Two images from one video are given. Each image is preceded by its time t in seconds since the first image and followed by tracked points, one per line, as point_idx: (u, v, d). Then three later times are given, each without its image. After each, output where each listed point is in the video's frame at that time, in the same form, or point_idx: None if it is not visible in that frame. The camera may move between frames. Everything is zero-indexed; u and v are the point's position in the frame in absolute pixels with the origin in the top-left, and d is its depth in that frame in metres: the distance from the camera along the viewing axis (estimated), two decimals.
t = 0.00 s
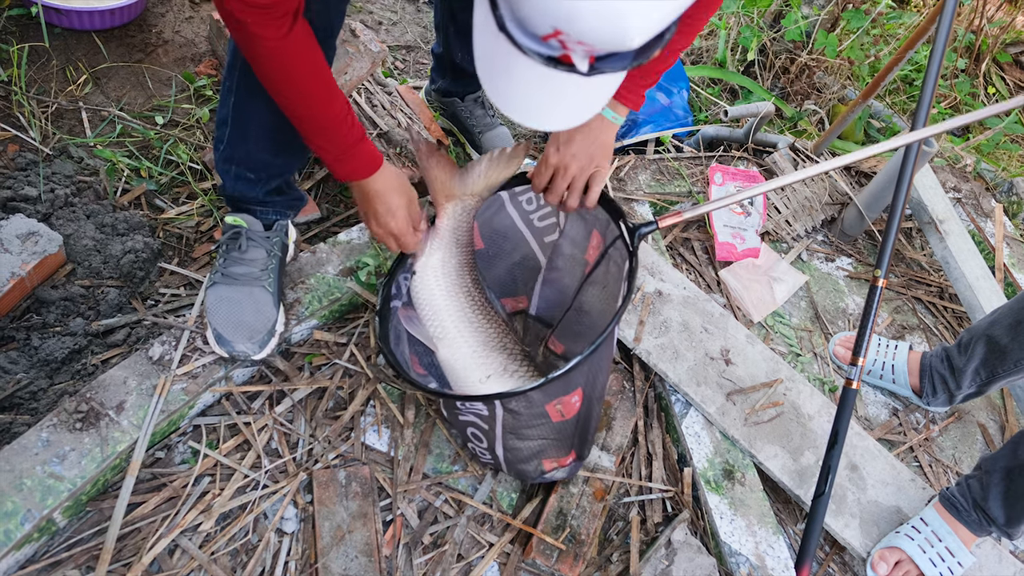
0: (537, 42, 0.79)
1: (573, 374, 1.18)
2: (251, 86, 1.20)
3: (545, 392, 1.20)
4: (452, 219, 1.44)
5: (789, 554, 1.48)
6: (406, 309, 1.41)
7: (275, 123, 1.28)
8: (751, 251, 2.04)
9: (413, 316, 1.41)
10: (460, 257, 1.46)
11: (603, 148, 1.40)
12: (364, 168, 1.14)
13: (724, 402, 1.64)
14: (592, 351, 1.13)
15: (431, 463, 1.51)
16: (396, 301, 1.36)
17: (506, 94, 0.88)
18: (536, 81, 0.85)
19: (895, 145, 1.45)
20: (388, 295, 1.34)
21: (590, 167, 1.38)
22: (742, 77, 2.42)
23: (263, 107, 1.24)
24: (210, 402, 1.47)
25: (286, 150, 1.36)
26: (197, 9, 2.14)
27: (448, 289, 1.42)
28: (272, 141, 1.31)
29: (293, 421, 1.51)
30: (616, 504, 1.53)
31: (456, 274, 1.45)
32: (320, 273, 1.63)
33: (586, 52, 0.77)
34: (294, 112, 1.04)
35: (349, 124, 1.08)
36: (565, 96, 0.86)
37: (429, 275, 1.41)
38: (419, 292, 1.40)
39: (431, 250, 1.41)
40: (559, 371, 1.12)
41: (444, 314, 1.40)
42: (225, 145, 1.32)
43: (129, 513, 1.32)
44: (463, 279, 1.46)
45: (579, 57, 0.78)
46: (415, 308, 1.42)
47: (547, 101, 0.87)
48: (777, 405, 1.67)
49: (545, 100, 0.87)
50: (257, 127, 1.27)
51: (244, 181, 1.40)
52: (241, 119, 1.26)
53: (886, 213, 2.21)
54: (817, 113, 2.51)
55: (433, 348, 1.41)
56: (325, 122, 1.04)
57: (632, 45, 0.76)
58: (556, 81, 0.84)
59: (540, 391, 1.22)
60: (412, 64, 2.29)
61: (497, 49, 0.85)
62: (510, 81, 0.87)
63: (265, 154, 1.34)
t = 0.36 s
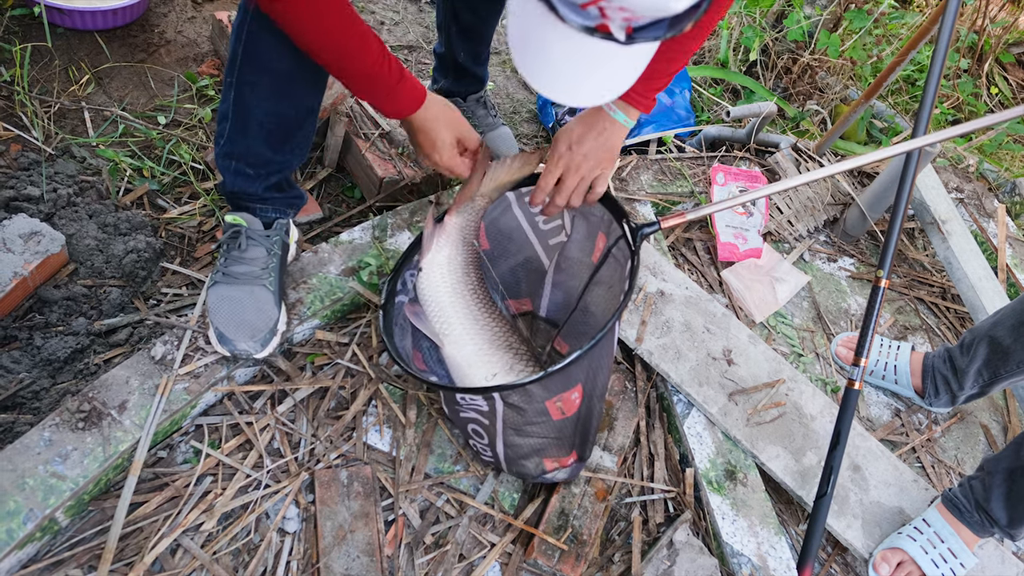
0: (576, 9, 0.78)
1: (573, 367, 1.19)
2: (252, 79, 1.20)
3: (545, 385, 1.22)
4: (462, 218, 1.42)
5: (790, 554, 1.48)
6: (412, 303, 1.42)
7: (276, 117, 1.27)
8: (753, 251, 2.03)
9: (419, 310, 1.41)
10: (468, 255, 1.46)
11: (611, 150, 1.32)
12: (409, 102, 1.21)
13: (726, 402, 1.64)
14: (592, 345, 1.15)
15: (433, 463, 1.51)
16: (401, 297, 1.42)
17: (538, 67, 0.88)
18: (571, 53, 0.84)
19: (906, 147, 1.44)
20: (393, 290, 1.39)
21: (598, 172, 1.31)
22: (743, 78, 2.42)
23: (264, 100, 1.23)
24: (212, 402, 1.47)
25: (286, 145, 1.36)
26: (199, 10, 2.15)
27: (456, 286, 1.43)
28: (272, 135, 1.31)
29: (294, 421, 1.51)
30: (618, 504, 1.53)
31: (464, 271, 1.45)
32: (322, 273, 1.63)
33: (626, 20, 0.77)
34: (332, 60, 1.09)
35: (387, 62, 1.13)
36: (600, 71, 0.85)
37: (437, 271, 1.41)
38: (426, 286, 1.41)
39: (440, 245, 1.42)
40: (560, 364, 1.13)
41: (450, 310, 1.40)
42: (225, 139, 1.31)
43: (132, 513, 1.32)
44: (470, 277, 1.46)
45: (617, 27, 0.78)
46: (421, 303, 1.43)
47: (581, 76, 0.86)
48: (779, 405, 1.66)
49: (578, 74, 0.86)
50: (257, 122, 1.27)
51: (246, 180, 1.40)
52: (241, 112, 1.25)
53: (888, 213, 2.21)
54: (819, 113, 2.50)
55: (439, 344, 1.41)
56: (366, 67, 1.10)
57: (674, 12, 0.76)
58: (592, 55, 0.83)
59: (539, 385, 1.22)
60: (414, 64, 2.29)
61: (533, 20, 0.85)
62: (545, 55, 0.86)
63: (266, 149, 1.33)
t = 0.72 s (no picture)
0: None
1: (576, 373, 1.17)
2: (254, 77, 1.20)
3: (548, 391, 1.20)
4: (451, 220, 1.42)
5: (790, 554, 1.48)
6: (408, 308, 1.41)
7: (277, 115, 1.28)
8: (753, 251, 2.03)
9: (415, 316, 1.41)
10: (461, 259, 1.47)
11: (542, 201, 1.26)
12: (367, 131, 1.11)
13: (725, 402, 1.64)
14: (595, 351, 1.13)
15: (432, 462, 1.51)
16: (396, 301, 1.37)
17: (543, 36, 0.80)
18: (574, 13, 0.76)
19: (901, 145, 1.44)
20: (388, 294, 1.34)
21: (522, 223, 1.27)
22: (744, 77, 2.42)
23: (266, 98, 1.24)
24: (212, 402, 1.47)
25: (287, 142, 1.35)
26: (199, 10, 2.15)
27: (450, 290, 1.43)
28: (274, 133, 1.31)
29: (294, 420, 1.51)
30: (618, 504, 1.53)
31: (458, 275, 1.45)
32: (321, 273, 1.63)
33: None
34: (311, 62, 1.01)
35: (360, 79, 1.06)
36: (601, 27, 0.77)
37: (431, 276, 1.42)
38: (421, 291, 1.41)
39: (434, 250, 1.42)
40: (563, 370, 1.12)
41: (446, 315, 1.41)
42: (225, 139, 1.30)
43: (132, 513, 1.32)
44: (464, 280, 1.46)
45: None
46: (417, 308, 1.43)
47: (583, 35, 0.77)
48: (779, 405, 1.66)
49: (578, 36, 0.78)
50: (259, 121, 1.27)
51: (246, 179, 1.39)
52: (243, 111, 1.25)
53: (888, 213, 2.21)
54: (819, 112, 2.50)
55: (435, 349, 1.41)
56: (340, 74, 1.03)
57: None
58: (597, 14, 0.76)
59: (543, 391, 1.20)
60: (414, 64, 2.29)
61: None
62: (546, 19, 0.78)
63: (267, 147, 1.33)
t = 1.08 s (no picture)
0: None
1: (574, 373, 1.19)
2: (247, 78, 1.20)
3: (546, 390, 1.21)
4: (453, 220, 1.46)
5: (786, 553, 1.49)
6: (406, 307, 1.41)
7: (272, 116, 1.27)
8: (748, 250, 2.04)
9: (412, 315, 1.41)
10: (458, 258, 1.47)
11: (547, 164, 1.27)
12: (378, 170, 1.14)
13: (721, 402, 1.65)
14: (592, 350, 1.14)
15: (429, 463, 1.51)
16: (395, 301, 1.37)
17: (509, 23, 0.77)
18: None
19: (894, 142, 1.46)
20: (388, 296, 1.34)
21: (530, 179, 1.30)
22: (738, 77, 2.43)
23: (260, 98, 1.23)
24: (208, 403, 1.47)
25: (282, 144, 1.35)
26: (194, 12, 2.15)
27: (447, 290, 1.43)
28: (269, 134, 1.31)
29: (290, 422, 1.51)
30: (614, 503, 1.53)
31: (454, 274, 1.45)
32: (317, 274, 1.63)
33: None
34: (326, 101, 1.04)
35: (375, 122, 1.08)
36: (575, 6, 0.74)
37: (429, 275, 1.41)
38: (418, 291, 1.41)
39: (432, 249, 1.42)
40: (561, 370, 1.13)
41: (443, 315, 1.41)
42: (221, 138, 1.31)
43: (128, 515, 1.32)
44: (460, 280, 1.46)
45: None
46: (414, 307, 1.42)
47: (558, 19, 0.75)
48: (774, 404, 1.67)
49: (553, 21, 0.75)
50: (254, 123, 1.27)
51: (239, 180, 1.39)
52: (237, 111, 1.25)
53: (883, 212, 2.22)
54: (814, 112, 2.50)
55: (432, 348, 1.41)
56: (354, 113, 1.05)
57: None
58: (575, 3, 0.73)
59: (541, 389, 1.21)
60: (409, 65, 2.30)
61: None
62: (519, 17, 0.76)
63: (262, 148, 1.33)
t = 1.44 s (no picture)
0: None
1: (571, 360, 1.18)
2: (247, 81, 1.20)
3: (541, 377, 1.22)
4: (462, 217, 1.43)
5: (784, 553, 1.49)
6: (413, 299, 1.42)
7: (271, 119, 1.27)
8: (746, 252, 2.05)
9: (418, 306, 1.43)
10: (466, 255, 1.48)
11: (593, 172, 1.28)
12: (428, 152, 1.16)
13: (719, 402, 1.65)
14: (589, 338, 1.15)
15: (428, 464, 1.52)
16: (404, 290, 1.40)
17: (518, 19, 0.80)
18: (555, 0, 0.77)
19: (893, 144, 1.48)
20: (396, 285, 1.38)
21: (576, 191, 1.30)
22: (736, 79, 2.43)
23: (260, 101, 1.23)
24: (207, 404, 1.48)
25: (281, 147, 1.35)
26: (193, 15, 2.16)
27: (453, 284, 1.44)
28: (268, 137, 1.31)
29: (289, 423, 1.51)
30: (613, 504, 1.53)
31: (462, 271, 1.46)
32: (316, 276, 1.63)
33: None
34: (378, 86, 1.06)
35: (425, 105, 1.10)
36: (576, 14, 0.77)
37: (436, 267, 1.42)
38: (425, 283, 1.41)
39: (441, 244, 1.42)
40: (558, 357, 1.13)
41: (448, 309, 1.42)
42: (220, 141, 1.31)
43: (127, 516, 1.33)
44: (467, 277, 1.47)
45: None
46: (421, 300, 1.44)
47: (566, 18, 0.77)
48: (772, 405, 1.67)
49: (562, 23, 0.78)
50: (254, 127, 1.27)
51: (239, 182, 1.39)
52: (236, 115, 1.26)
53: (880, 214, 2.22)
54: (812, 114, 2.50)
55: (436, 341, 1.43)
56: (406, 97, 1.07)
57: None
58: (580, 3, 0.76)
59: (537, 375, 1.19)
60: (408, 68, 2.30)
61: None
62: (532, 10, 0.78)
63: (261, 151, 1.33)
